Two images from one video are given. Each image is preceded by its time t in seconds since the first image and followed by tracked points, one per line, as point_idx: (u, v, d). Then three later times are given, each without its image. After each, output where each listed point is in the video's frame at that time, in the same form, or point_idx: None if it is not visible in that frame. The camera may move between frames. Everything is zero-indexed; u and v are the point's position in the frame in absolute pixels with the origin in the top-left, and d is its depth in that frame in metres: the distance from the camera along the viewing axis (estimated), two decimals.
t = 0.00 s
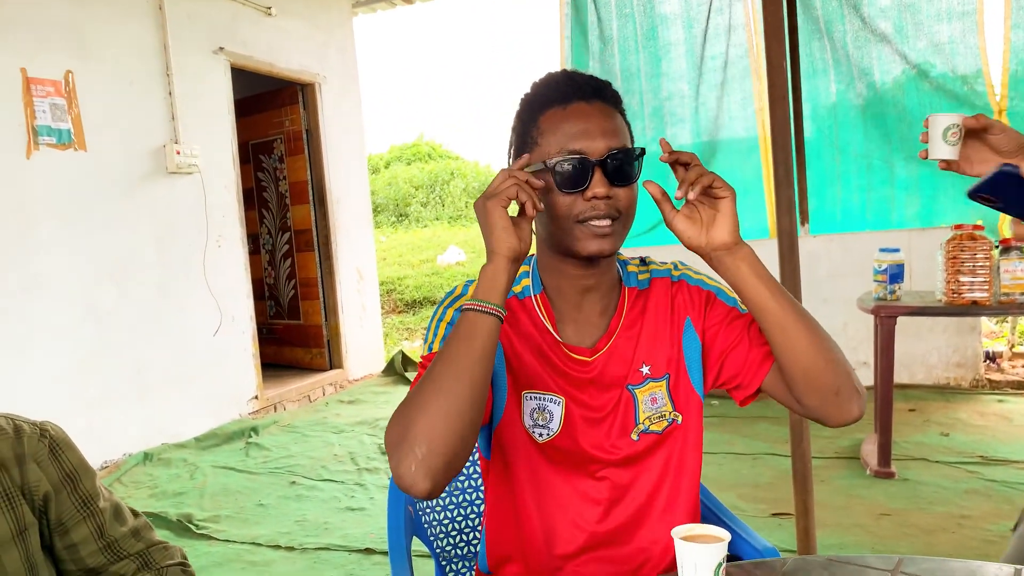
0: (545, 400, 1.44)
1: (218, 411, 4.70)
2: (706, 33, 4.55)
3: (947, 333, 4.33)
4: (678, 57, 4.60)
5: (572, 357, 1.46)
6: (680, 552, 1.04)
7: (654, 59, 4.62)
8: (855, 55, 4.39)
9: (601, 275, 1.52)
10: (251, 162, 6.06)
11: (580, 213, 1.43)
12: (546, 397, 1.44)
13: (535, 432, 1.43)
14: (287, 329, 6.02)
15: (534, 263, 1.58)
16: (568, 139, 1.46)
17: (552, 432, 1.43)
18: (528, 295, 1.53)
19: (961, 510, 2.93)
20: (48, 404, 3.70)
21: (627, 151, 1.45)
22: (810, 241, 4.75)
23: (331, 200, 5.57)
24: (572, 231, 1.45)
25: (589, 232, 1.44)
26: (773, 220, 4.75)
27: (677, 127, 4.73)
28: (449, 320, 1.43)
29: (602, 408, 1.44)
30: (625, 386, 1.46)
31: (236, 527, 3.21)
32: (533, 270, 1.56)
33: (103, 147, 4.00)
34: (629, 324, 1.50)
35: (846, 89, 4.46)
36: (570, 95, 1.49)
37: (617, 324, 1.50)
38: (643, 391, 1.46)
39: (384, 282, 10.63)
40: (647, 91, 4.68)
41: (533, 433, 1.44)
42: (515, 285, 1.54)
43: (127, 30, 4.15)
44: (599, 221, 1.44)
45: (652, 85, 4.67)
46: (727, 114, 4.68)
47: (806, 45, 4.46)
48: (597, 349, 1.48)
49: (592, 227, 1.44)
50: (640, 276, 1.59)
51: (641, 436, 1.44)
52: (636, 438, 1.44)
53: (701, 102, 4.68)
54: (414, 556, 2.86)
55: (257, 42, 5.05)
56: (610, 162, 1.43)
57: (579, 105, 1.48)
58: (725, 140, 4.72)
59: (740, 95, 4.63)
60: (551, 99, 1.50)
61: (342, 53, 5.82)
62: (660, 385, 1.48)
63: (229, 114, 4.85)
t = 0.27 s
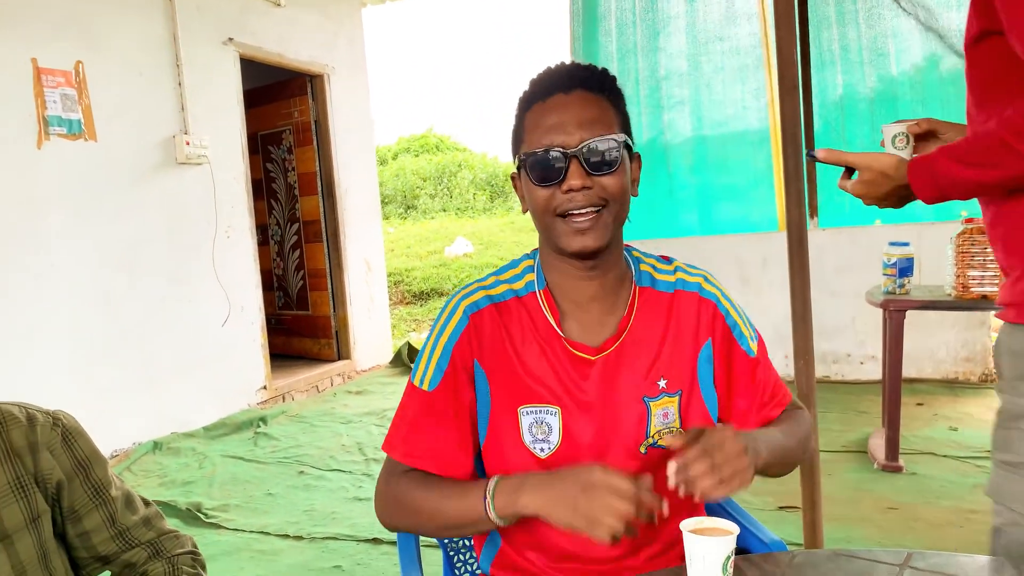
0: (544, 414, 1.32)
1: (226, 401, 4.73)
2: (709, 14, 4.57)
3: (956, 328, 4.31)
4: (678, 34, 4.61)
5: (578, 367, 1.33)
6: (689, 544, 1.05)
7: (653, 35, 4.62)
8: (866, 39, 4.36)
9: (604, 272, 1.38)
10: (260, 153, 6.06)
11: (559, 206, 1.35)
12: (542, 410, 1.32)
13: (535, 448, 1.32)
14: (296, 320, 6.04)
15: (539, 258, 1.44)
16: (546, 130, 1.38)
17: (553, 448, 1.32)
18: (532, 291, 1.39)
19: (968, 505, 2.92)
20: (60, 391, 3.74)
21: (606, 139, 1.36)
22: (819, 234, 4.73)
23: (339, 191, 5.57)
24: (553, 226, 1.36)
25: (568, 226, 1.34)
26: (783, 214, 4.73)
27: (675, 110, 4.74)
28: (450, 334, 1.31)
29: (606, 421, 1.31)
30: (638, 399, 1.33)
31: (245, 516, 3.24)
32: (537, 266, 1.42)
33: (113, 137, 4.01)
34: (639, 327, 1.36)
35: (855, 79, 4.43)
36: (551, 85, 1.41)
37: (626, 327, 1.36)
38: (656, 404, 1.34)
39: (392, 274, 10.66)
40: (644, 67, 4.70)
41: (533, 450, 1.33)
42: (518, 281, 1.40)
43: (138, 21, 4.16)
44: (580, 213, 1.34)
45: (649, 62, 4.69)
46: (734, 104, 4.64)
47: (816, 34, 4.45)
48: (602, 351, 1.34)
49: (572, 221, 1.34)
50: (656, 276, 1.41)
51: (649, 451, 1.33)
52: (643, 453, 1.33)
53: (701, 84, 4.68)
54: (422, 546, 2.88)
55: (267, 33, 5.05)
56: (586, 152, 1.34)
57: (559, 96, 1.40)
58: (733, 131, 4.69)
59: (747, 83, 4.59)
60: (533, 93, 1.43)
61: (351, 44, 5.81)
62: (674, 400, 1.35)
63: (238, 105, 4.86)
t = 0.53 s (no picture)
0: (570, 423, 1.31)
1: (239, 392, 4.76)
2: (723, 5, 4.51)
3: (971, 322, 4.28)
4: (692, 25, 4.54)
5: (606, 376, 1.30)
6: (708, 535, 1.05)
7: (666, 24, 4.56)
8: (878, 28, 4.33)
9: (640, 268, 1.35)
10: (273, 145, 6.08)
11: (603, 196, 1.31)
12: (567, 419, 1.31)
13: (563, 459, 1.32)
14: (309, 311, 6.06)
15: (566, 254, 1.40)
16: (593, 119, 1.35)
17: (580, 456, 1.31)
18: (561, 290, 1.35)
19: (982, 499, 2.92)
20: (76, 380, 3.77)
21: (653, 130, 1.33)
22: (834, 227, 4.71)
23: (351, 183, 5.58)
24: (594, 217, 1.32)
25: (612, 216, 1.31)
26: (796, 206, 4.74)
27: (690, 102, 4.69)
28: (463, 340, 1.32)
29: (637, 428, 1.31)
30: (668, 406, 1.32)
31: (259, 505, 3.26)
32: (564, 262, 1.39)
33: (127, 129, 4.03)
34: (672, 333, 1.35)
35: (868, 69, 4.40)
36: (598, 75, 1.38)
37: (658, 332, 1.34)
38: (686, 411, 1.33)
39: (404, 265, 10.67)
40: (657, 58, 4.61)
41: (559, 459, 1.32)
42: (545, 279, 1.36)
43: (152, 13, 4.17)
44: (623, 205, 1.31)
45: (662, 53, 4.60)
46: (749, 93, 4.60)
47: (829, 24, 4.41)
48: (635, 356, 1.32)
49: (616, 211, 1.30)
50: (689, 275, 1.42)
51: (672, 454, 1.35)
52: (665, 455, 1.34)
53: (715, 74, 4.62)
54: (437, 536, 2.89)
55: (280, 24, 5.05)
56: (635, 141, 1.31)
57: (607, 84, 1.37)
58: (748, 123, 4.67)
59: (763, 73, 4.54)
60: (580, 81, 1.40)
61: (364, 36, 5.81)
62: (702, 408, 1.35)
63: (252, 96, 4.87)
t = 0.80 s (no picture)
0: (609, 405, 1.26)
1: (251, 384, 4.78)
2: None
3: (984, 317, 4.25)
4: (703, 17, 4.49)
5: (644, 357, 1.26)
6: (722, 529, 1.03)
7: (678, 18, 4.51)
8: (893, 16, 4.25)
9: (683, 257, 1.30)
10: (284, 138, 6.09)
11: (650, 193, 1.25)
12: (606, 401, 1.26)
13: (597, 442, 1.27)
14: (319, 304, 6.08)
15: (609, 236, 1.34)
16: (643, 110, 1.27)
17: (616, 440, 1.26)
18: (603, 271, 1.30)
19: (996, 495, 2.90)
20: (89, 372, 3.80)
21: (705, 125, 1.26)
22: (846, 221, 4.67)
23: (362, 175, 5.58)
24: (641, 213, 1.26)
25: (659, 214, 1.25)
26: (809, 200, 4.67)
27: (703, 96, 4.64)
28: (510, 318, 1.24)
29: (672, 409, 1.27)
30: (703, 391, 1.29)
31: (270, 497, 3.28)
32: (607, 245, 1.33)
33: (139, 122, 4.04)
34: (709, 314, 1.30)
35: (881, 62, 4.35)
36: (650, 62, 1.28)
37: (694, 312, 1.30)
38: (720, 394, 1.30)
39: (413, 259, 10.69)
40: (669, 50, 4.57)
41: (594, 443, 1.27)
42: (584, 260, 1.31)
43: (164, 5, 4.18)
44: (671, 201, 1.25)
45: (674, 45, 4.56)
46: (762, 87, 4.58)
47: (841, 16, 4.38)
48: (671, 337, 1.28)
49: (663, 208, 1.25)
50: (725, 259, 1.36)
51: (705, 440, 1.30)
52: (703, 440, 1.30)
53: (727, 67, 4.57)
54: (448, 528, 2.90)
55: (291, 17, 5.05)
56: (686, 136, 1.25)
57: (659, 73, 1.28)
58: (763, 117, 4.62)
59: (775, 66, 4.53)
60: (627, 66, 1.30)
61: (375, 28, 5.80)
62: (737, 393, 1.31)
63: (263, 89, 4.87)
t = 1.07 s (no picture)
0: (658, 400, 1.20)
1: (256, 378, 4.80)
2: None
3: (990, 311, 4.24)
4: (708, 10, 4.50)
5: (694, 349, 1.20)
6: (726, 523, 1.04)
7: (683, 11, 4.51)
8: (900, 9, 4.23)
9: (735, 262, 1.24)
10: (288, 133, 6.09)
11: (706, 206, 1.17)
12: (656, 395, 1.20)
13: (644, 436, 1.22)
14: (324, 298, 6.09)
15: (659, 228, 1.27)
16: (703, 120, 1.16)
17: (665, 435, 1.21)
18: (655, 264, 1.23)
19: (1002, 489, 2.89)
20: (94, 365, 3.82)
21: (769, 138, 1.16)
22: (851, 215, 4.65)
23: (366, 170, 5.59)
24: (695, 225, 1.19)
25: (714, 228, 1.18)
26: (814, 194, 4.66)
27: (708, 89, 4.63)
28: (562, 312, 1.18)
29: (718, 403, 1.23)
30: (744, 380, 1.24)
31: (275, 490, 3.29)
32: (659, 238, 1.25)
33: (144, 116, 4.05)
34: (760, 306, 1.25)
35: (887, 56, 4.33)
36: (712, 69, 1.16)
37: (745, 305, 1.24)
38: (763, 386, 1.25)
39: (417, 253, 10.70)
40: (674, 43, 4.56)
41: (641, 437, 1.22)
42: (633, 252, 1.24)
43: None
44: (728, 215, 1.17)
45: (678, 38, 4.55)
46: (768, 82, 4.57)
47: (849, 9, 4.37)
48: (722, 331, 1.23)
49: (719, 222, 1.17)
50: (772, 258, 1.30)
51: (749, 431, 1.26)
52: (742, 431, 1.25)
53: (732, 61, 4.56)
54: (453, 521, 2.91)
55: (295, 11, 5.05)
56: (749, 151, 1.15)
57: (725, 82, 1.16)
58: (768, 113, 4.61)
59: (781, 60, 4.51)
60: (690, 69, 1.18)
61: (379, 23, 5.79)
62: (780, 383, 1.26)
63: (267, 83, 4.87)
